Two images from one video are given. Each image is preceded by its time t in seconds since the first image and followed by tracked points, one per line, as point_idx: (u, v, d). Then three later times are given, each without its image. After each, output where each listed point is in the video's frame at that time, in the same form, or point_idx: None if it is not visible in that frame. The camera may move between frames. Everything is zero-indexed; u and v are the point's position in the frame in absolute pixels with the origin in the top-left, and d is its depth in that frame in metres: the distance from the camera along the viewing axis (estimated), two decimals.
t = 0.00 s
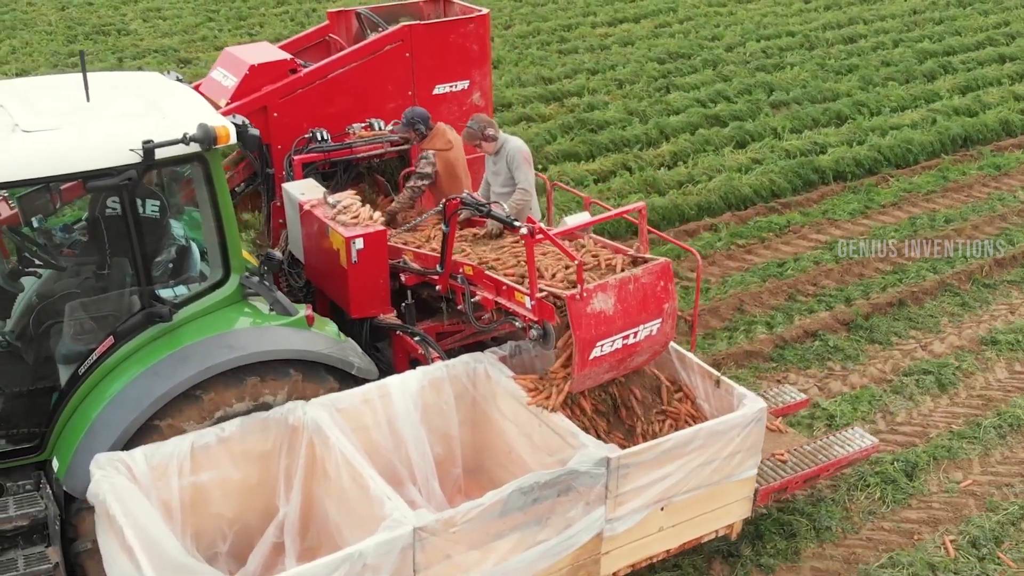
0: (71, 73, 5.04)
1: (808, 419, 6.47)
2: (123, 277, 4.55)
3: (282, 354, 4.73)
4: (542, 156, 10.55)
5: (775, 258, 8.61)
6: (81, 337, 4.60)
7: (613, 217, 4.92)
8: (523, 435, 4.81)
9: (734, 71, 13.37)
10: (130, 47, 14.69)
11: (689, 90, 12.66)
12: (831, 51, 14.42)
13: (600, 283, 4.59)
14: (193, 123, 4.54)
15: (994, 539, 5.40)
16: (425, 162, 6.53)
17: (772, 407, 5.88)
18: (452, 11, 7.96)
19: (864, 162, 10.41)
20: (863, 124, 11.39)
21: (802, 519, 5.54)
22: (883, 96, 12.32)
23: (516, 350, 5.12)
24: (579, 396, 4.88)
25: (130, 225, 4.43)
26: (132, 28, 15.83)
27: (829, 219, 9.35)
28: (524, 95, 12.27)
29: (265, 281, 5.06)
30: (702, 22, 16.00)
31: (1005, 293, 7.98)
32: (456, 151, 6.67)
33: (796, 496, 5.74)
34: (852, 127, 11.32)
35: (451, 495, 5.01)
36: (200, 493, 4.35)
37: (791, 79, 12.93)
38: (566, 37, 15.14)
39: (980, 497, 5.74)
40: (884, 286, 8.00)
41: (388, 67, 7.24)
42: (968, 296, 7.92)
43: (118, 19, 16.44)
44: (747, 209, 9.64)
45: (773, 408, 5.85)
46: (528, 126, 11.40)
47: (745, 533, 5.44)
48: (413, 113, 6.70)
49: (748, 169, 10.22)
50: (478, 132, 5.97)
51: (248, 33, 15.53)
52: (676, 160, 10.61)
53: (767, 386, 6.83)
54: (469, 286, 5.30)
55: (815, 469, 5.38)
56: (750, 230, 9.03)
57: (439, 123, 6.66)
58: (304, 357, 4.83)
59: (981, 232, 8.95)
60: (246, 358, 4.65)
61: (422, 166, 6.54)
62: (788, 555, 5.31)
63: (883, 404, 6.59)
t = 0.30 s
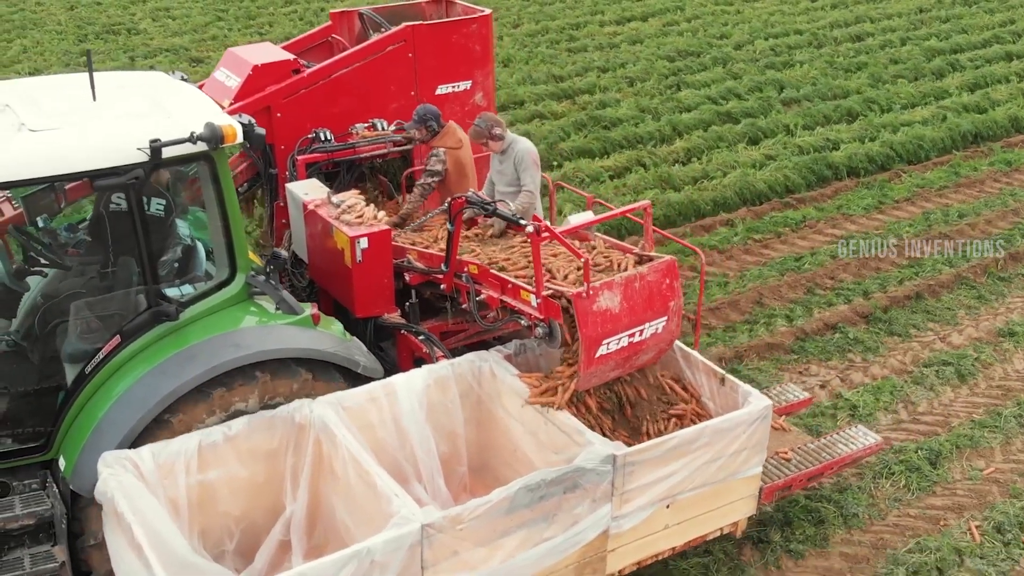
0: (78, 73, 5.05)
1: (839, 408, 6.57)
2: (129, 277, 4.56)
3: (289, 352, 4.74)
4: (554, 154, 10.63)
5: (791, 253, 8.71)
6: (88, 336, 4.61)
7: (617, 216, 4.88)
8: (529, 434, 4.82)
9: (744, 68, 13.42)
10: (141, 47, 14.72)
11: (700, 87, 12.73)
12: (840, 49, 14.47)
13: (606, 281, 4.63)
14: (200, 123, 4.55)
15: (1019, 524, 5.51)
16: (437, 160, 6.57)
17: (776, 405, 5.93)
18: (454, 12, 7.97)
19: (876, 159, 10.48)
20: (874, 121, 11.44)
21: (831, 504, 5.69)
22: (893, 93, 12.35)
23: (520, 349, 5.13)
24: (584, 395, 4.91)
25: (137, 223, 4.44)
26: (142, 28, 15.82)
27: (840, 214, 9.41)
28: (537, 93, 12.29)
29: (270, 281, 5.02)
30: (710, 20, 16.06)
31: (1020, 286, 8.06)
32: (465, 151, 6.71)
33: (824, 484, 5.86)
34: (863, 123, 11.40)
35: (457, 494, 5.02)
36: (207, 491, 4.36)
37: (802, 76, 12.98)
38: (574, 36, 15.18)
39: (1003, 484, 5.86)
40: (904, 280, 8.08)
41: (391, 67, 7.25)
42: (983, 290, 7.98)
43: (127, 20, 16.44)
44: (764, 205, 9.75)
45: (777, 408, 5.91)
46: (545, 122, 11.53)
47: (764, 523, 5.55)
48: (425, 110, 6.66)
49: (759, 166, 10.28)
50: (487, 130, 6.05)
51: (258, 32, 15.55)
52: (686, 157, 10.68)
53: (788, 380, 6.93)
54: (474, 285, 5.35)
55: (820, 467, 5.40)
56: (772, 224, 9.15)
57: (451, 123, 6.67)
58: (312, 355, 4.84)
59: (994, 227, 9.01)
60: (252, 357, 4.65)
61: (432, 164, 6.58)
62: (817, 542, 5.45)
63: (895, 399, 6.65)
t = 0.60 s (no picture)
0: (97, 71, 5.08)
1: (883, 375, 6.91)
2: (155, 271, 4.59)
3: (314, 344, 4.81)
4: (577, 141, 10.87)
5: (820, 235, 9.15)
6: (114, 331, 4.63)
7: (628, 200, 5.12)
8: (551, 424, 4.89)
9: (781, 55, 13.95)
10: (189, 39, 14.95)
11: (740, 73, 13.28)
12: (867, 37, 14.90)
13: (626, 257, 4.77)
14: (226, 117, 4.59)
15: None
16: (444, 161, 6.67)
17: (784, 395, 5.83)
18: (458, 10, 8.03)
19: (890, 144, 10.94)
20: (914, 103, 12.08)
21: (869, 476, 5.92)
22: (927, 77, 12.99)
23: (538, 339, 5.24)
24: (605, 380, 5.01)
25: (162, 218, 4.47)
26: (184, 21, 16.09)
27: (857, 201, 9.81)
28: (586, 80, 12.85)
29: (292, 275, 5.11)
30: (736, 10, 16.37)
31: None
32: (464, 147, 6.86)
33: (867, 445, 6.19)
34: (904, 106, 11.99)
35: (480, 484, 5.09)
36: (238, 483, 4.42)
37: (837, 62, 13.52)
38: (608, 26, 15.53)
39: None
40: (932, 261, 8.53)
41: (399, 64, 7.31)
42: (998, 270, 8.37)
43: (164, 13, 16.69)
44: (789, 188, 10.18)
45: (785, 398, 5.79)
46: (572, 110, 11.90)
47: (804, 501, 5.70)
48: (420, 110, 6.82)
49: (776, 154, 10.66)
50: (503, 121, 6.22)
51: (300, 23, 15.71)
52: (705, 143, 11.06)
53: (824, 354, 7.26)
54: (492, 273, 5.51)
55: (831, 454, 5.50)
56: (812, 208, 9.63)
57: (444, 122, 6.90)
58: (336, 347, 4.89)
59: (1001, 213, 9.42)
60: (279, 350, 4.70)
61: (441, 166, 6.68)
62: (863, 501, 5.70)
63: (924, 369, 6.98)
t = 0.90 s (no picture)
0: (100, 71, 5.07)
1: (902, 365, 6.99)
2: (161, 271, 4.59)
3: (320, 344, 4.82)
4: (589, 137, 10.87)
5: (834, 229, 9.15)
6: (120, 332, 4.62)
7: (634, 193, 5.12)
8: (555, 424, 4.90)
9: (788, 53, 13.96)
10: (199, 37, 14.93)
11: (748, 70, 13.34)
12: (876, 34, 14.92)
13: (631, 252, 4.78)
14: (232, 118, 4.58)
15: None
16: (432, 163, 6.67)
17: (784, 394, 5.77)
18: (457, 8, 8.01)
19: (900, 140, 10.97)
20: (927, 98, 12.16)
21: (890, 464, 6.01)
22: (933, 75, 13.05)
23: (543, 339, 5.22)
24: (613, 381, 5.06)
25: (168, 217, 4.47)
26: (190, 19, 16.04)
27: (869, 195, 9.82)
28: (597, 76, 12.86)
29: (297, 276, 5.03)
30: (739, 9, 16.36)
31: None
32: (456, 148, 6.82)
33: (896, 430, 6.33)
34: (912, 102, 12.01)
35: (485, 484, 5.10)
36: (244, 482, 4.42)
37: (844, 60, 13.57)
38: (615, 24, 15.51)
39: None
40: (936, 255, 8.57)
41: (398, 63, 7.31)
42: (1010, 264, 8.42)
43: (171, 11, 16.63)
44: (802, 183, 10.19)
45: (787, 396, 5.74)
46: (582, 107, 11.87)
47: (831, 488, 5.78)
48: (409, 114, 6.81)
49: (787, 149, 10.70)
50: (508, 119, 6.21)
51: (316, 20, 15.68)
52: (716, 138, 11.09)
53: (844, 346, 7.31)
54: (495, 269, 5.54)
55: (833, 454, 5.52)
56: (825, 202, 9.64)
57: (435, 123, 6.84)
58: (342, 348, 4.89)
59: (1013, 207, 9.47)
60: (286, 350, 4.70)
61: (428, 168, 6.69)
62: (888, 486, 5.82)
63: (941, 361, 7.04)
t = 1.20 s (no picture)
0: (108, 74, 4.99)
1: (975, 332, 7.36)
2: (176, 277, 4.53)
3: (338, 349, 4.74)
4: (637, 125, 11.14)
5: (888, 210, 9.53)
6: (135, 339, 4.54)
7: (644, 187, 5.37)
8: (575, 428, 4.85)
9: (814, 45, 14.06)
10: (232, 32, 14.97)
11: (778, 62, 13.44)
12: (886, 28, 15.00)
13: (650, 247, 4.74)
14: (248, 121, 4.53)
15: None
16: (467, 157, 6.99)
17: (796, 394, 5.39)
18: (457, 11, 7.94)
19: (909, 134, 11.06)
20: (949, 89, 12.28)
21: (956, 436, 6.20)
22: (958, 65, 13.25)
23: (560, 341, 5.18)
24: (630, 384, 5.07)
25: (183, 222, 4.41)
26: (224, 15, 16.05)
27: (914, 178, 10.17)
28: (630, 68, 12.96)
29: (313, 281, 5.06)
30: (760, 3, 16.44)
31: None
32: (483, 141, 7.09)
33: (960, 402, 6.60)
34: (942, 91, 12.26)
35: (504, 488, 5.06)
36: (265, 491, 4.36)
37: (868, 52, 13.65)
38: (639, 18, 15.56)
39: None
40: (971, 237, 8.79)
41: (401, 65, 7.25)
42: None
43: (202, 7, 16.59)
44: (849, 167, 10.52)
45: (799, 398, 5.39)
46: (625, 97, 12.09)
47: (886, 459, 6.03)
48: (440, 108, 6.87)
49: (797, 146, 10.78)
50: (518, 122, 6.23)
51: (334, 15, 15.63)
52: (760, 126, 11.36)
53: (915, 316, 7.68)
54: (509, 262, 5.50)
55: (847, 452, 5.50)
56: (874, 184, 10.01)
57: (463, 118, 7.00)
58: (360, 352, 4.83)
59: None
60: (305, 355, 4.64)
61: (465, 161, 7.01)
62: (943, 463, 5.98)
63: (965, 354, 7.07)
